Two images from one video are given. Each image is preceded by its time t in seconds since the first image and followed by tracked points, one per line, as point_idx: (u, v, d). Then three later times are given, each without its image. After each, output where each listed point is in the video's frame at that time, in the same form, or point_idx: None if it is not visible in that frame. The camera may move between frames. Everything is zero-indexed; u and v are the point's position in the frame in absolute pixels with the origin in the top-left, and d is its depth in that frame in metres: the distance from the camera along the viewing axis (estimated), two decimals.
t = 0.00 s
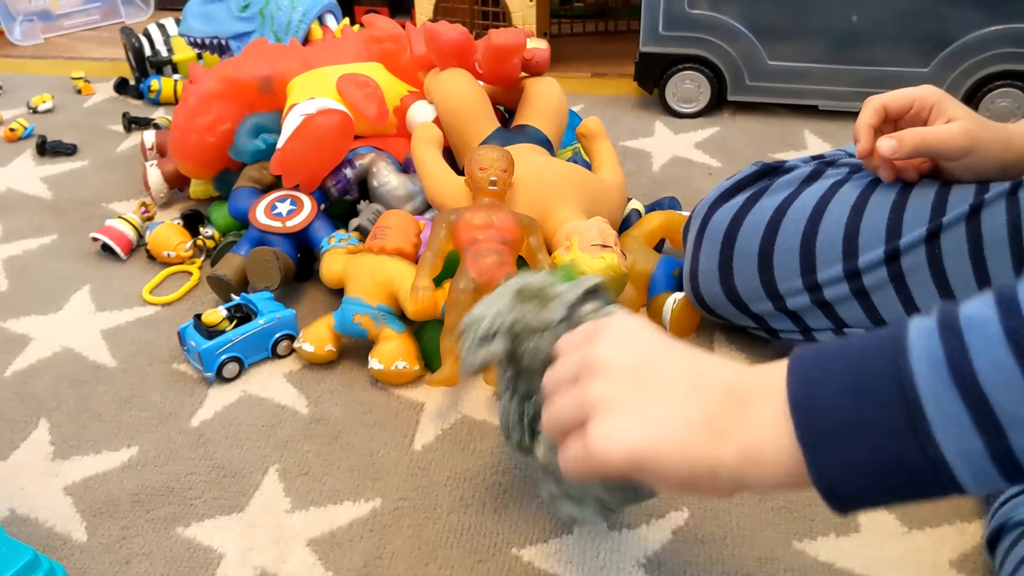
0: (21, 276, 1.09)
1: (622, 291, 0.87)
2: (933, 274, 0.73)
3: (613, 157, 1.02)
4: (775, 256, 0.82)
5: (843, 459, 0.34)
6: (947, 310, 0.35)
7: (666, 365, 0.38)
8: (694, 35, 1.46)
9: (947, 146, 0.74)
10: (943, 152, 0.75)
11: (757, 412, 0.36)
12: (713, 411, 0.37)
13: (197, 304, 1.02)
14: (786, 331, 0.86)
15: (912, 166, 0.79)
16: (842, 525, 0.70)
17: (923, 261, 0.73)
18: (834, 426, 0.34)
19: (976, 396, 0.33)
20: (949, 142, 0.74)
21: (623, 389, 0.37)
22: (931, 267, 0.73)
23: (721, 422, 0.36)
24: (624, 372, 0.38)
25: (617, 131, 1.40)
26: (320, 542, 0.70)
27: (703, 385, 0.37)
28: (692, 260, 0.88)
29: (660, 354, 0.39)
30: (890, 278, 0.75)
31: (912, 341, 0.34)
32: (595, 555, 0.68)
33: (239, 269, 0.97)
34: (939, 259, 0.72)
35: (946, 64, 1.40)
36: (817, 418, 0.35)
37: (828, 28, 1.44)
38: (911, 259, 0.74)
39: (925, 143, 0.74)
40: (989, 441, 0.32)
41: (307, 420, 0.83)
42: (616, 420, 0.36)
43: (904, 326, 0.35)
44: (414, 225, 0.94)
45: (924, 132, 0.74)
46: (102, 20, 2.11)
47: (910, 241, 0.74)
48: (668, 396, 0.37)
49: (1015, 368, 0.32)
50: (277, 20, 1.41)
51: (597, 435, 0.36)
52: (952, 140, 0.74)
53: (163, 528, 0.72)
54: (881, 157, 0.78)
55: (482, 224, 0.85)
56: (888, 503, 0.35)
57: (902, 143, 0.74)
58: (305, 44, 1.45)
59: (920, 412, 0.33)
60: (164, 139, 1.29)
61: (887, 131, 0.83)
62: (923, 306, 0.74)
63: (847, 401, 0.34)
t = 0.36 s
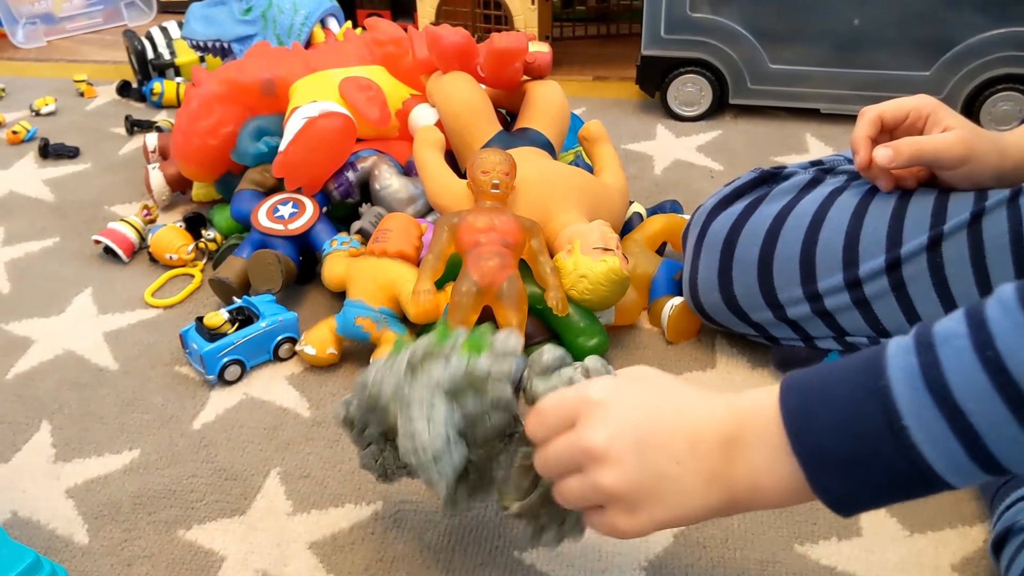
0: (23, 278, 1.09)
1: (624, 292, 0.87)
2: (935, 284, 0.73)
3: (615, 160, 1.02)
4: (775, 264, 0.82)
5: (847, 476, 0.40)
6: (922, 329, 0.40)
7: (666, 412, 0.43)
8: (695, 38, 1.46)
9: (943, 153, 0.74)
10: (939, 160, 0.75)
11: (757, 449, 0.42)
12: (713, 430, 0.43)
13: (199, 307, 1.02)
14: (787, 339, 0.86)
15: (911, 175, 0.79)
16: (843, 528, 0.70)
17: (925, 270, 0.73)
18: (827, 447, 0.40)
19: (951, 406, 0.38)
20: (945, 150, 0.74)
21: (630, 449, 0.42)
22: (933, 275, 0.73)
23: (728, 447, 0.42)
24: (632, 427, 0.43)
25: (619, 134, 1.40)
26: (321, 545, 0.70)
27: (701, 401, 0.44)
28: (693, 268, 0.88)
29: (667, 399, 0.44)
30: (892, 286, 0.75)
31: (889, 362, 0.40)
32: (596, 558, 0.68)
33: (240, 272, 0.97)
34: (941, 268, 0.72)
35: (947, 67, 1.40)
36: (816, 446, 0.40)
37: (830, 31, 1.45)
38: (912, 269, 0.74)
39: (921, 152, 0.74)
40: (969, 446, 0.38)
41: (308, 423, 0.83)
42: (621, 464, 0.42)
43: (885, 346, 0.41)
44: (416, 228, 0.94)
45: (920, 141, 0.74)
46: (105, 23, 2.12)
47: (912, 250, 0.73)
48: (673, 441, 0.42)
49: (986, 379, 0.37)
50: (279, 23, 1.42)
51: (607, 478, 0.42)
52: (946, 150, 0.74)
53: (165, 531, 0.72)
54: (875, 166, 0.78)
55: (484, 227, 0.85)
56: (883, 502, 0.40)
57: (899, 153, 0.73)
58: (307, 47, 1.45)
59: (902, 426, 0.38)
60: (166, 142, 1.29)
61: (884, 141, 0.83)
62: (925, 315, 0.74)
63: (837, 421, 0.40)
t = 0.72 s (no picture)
0: (25, 280, 1.09)
1: (625, 295, 0.87)
2: (938, 288, 0.73)
3: (616, 163, 1.01)
4: (779, 267, 0.82)
5: (802, 500, 0.39)
6: (869, 348, 0.40)
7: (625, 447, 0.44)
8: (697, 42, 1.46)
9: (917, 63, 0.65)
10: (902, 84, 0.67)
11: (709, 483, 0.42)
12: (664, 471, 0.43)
13: (200, 309, 1.02)
14: (789, 341, 0.86)
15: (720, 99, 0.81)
16: (845, 531, 0.69)
17: (929, 274, 0.73)
18: (783, 468, 0.39)
19: (901, 426, 0.37)
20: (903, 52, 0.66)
21: (582, 478, 0.43)
22: (936, 279, 0.73)
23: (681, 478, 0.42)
24: (587, 456, 0.44)
25: (620, 137, 1.40)
26: (323, 547, 0.70)
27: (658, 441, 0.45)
28: (695, 271, 0.88)
29: (624, 438, 0.45)
30: (895, 291, 0.75)
31: (839, 383, 0.39)
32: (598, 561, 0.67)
33: (242, 275, 0.97)
34: (945, 273, 0.72)
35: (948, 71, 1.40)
36: (771, 472, 0.40)
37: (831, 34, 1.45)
38: (916, 273, 0.74)
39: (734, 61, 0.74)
40: (940, 455, 0.37)
41: (310, 426, 0.83)
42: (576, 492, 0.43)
43: (834, 370, 0.40)
44: (417, 230, 0.94)
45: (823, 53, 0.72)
46: (107, 25, 2.12)
47: (916, 254, 0.73)
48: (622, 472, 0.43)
49: (930, 392, 0.37)
50: (281, 26, 1.42)
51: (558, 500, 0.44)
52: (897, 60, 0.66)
53: (166, 533, 0.72)
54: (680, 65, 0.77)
55: (486, 230, 0.85)
56: (842, 523, 0.40)
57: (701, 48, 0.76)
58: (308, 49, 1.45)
59: (854, 445, 0.38)
60: (168, 144, 1.30)
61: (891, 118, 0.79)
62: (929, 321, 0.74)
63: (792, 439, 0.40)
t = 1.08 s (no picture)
0: (28, 283, 1.09)
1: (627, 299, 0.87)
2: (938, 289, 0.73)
3: (618, 166, 1.02)
4: (778, 272, 0.82)
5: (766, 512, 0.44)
6: (825, 364, 0.44)
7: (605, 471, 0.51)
8: (699, 46, 1.46)
9: (827, 130, 0.76)
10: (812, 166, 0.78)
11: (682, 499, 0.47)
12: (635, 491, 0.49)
13: (203, 312, 1.02)
14: (789, 345, 0.86)
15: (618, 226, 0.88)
16: (847, 536, 0.69)
17: (927, 277, 0.73)
18: (749, 484, 0.44)
19: (858, 433, 0.42)
20: (805, 140, 0.77)
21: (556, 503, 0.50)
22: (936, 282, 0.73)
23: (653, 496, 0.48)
24: (561, 487, 0.51)
25: (623, 140, 1.40)
26: (326, 551, 0.70)
27: (629, 467, 0.51)
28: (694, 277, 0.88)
29: (597, 467, 0.51)
30: (895, 294, 0.75)
31: (797, 400, 0.44)
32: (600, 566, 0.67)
33: (245, 278, 0.97)
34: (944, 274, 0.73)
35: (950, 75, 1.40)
36: (735, 486, 0.45)
37: (833, 38, 1.45)
38: (915, 275, 0.74)
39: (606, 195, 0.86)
40: (929, 449, 0.40)
41: (313, 429, 0.83)
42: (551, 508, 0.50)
43: (793, 388, 0.45)
44: (420, 234, 0.94)
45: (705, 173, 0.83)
46: (110, 29, 2.12)
47: (914, 256, 0.74)
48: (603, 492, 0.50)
49: (883, 400, 0.41)
50: (284, 30, 1.42)
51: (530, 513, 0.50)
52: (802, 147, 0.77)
53: (168, 537, 0.72)
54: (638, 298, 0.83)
55: (489, 233, 0.85)
56: (811, 537, 0.44)
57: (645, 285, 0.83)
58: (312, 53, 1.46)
59: (813, 456, 0.43)
60: (171, 148, 1.30)
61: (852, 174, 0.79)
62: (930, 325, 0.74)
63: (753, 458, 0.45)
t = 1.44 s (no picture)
0: (30, 286, 1.09)
1: (629, 302, 0.87)
2: (941, 293, 0.73)
3: (620, 170, 1.01)
4: (782, 276, 0.81)
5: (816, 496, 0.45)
6: (882, 357, 0.46)
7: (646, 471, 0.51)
8: (700, 49, 1.46)
9: (824, 118, 0.75)
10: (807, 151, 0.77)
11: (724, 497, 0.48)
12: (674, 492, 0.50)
13: (205, 315, 1.02)
14: (792, 350, 0.86)
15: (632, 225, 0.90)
16: (850, 540, 0.69)
17: (930, 282, 0.73)
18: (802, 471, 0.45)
19: (915, 426, 0.43)
20: (801, 124, 0.77)
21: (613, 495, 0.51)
22: (939, 286, 0.73)
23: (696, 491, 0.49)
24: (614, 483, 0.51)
25: (624, 143, 1.40)
26: (327, 554, 0.70)
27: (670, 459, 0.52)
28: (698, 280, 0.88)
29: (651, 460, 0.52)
30: (898, 298, 0.75)
31: (852, 389, 0.46)
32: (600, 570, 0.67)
33: (247, 281, 0.97)
34: (947, 279, 0.72)
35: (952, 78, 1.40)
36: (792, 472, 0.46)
37: (835, 41, 1.46)
38: (918, 280, 0.73)
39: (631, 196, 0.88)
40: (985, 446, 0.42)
41: (314, 432, 0.82)
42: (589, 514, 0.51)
43: (848, 377, 0.47)
44: (421, 237, 0.93)
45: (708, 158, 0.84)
46: (111, 32, 2.12)
47: (918, 261, 0.73)
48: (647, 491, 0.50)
49: (941, 394, 0.43)
50: (286, 33, 1.42)
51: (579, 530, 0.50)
52: (798, 132, 0.77)
53: (169, 540, 0.71)
54: (638, 276, 0.83)
55: (490, 236, 0.85)
56: (863, 523, 0.45)
57: (641, 263, 0.83)
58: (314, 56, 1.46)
59: (869, 447, 0.44)
60: (172, 151, 1.30)
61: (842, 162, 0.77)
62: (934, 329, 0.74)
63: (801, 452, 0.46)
